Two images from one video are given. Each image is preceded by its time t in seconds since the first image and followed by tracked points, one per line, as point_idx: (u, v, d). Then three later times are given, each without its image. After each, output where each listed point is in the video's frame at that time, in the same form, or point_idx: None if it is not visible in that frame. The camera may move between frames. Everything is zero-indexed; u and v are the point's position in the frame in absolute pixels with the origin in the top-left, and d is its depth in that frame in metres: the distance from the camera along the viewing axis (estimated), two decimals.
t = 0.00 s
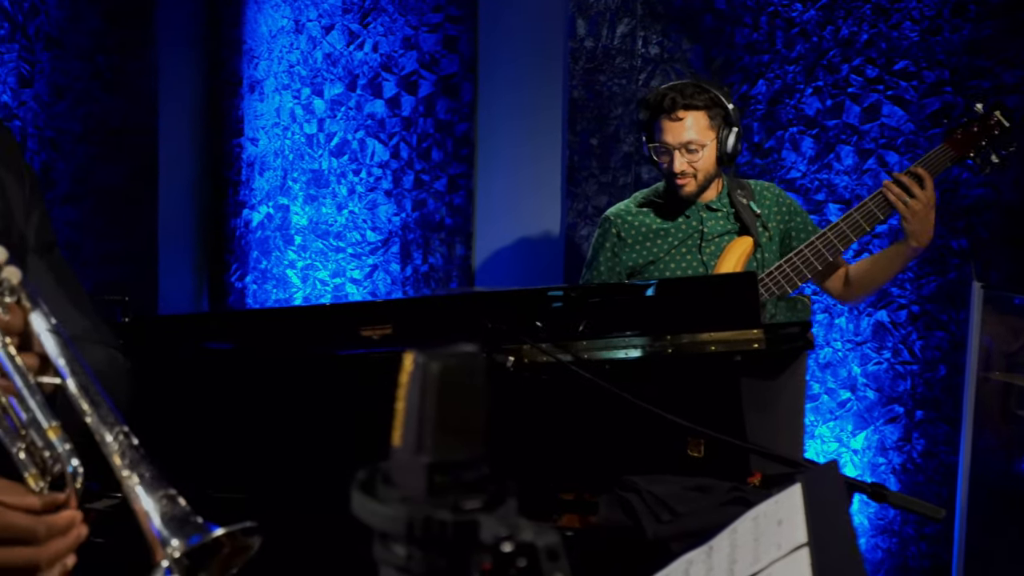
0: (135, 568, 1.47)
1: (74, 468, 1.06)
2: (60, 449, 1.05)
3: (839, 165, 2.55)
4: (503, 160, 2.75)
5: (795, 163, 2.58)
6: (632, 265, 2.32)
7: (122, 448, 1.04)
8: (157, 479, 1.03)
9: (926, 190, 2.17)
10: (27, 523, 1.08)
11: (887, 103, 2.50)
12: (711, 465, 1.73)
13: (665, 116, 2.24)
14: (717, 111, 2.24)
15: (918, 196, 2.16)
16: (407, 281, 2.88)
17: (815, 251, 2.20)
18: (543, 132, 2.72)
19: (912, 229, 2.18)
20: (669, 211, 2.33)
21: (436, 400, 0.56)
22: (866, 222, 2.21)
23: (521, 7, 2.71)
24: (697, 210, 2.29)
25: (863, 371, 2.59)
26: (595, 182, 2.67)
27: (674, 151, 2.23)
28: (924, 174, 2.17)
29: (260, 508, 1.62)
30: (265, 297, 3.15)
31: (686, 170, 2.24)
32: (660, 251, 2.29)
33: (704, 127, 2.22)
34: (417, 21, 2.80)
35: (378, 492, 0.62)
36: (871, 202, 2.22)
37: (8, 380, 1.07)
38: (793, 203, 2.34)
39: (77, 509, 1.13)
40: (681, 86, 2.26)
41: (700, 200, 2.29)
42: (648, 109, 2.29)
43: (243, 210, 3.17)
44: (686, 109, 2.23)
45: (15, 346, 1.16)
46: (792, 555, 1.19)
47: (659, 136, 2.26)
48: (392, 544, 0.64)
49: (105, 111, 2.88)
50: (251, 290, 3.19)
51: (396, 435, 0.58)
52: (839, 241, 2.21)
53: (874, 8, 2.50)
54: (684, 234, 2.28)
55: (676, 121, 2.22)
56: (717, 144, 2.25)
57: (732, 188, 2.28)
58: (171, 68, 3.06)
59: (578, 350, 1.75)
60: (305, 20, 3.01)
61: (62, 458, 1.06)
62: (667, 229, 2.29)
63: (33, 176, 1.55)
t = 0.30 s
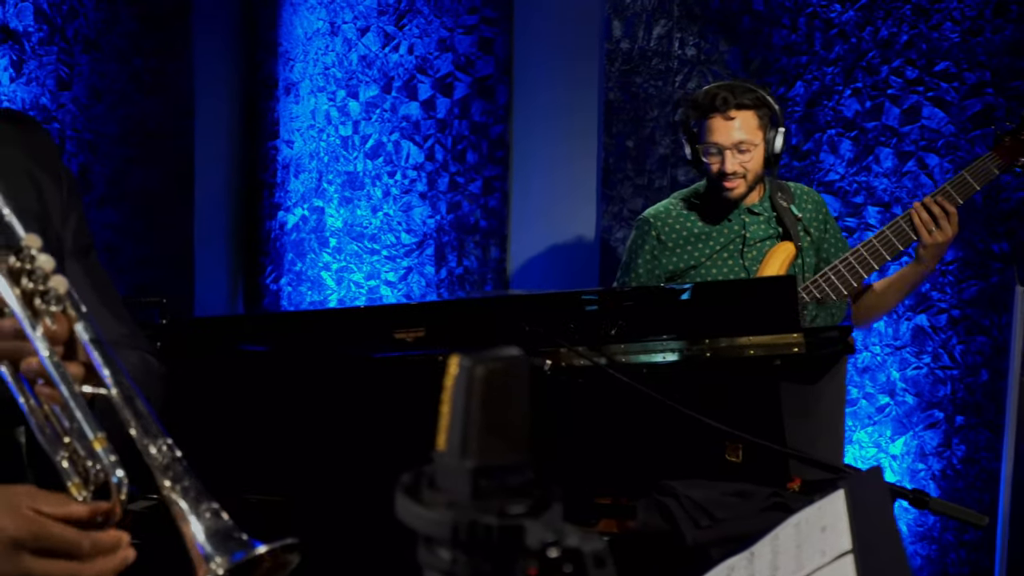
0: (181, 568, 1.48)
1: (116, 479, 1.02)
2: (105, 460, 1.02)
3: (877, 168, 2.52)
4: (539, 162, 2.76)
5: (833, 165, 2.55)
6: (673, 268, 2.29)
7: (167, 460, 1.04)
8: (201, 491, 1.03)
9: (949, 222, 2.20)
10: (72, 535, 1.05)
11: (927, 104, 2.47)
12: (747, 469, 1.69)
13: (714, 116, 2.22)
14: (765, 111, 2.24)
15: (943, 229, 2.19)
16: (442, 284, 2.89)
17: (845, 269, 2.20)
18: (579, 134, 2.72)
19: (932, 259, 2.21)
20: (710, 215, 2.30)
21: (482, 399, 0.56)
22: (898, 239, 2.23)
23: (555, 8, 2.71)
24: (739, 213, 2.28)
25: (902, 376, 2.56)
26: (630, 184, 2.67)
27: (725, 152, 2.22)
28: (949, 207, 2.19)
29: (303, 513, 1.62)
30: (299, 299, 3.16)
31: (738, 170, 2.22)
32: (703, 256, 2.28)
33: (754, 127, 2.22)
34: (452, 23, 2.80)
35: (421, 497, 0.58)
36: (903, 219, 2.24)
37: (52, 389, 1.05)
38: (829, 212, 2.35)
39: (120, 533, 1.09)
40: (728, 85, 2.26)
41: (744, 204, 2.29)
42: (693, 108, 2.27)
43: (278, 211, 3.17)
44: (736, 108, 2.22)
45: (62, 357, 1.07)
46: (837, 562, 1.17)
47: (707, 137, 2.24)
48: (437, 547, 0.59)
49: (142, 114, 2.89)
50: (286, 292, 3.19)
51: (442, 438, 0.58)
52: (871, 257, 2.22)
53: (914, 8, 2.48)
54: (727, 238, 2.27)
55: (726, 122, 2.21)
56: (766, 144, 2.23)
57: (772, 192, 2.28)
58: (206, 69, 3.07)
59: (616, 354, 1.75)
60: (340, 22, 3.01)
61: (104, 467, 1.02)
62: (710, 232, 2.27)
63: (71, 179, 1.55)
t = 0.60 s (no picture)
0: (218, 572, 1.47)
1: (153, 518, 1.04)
2: (150, 495, 1.03)
3: (916, 171, 2.49)
4: (572, 165, 2.76)
5: (870, 168, 2.53)
6: (721, 275, 2.26)
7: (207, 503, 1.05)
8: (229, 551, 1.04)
9: (1004, 243, 2.14)
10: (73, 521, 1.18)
11: (967, 107, 2.44)
12: (785, 476, 1.64)
13: (800, 107, 2.20)
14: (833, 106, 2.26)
15: (996, 250, 2.13)
16: (473, 289, 2.87)
17: (892, 285, 2.19)
18: (612, 137, 2.72)
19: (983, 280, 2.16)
20: (764, 217, 2.26)
21: (524, 404, 0.51)
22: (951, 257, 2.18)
23: (588, 10, 2.73)
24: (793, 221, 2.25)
25: (941, 382, 2.53)
26: (664, 188, 2.65)
27: (817, 142, 2.18)
28: (1006, 229, 2.13)
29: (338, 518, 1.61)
30: (330, 303, 3.14)
31: (830, 161, 2.18)
32: (753, 263, 2.25)
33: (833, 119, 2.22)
34: (484, 25, 2.80)
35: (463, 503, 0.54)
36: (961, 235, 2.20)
37: (121, 415, 1.06)
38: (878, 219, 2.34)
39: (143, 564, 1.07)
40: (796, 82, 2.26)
41: (796, 207, 2.25)
42: (771, 104, 2.22)
43: (309, 215, 3.18)
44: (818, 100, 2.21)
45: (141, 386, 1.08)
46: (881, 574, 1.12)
47: (796, 129, 2.18)
48: (477, 556, 0.56)
49: (173, 117, 2.88)
50: (317, 297, 3.18)
51: (483, 443, 0.53)
52: (922, 271, 2.19)
53: (955, 9, 2.44)
54: (778, 246, 2.24)
55: (814, 112, 2.19)
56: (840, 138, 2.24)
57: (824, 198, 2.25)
58: (236, 71, 3.08)
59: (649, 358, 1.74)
60: (372, 24, 3.02)
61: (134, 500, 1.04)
62: (761, 238, 2.25)
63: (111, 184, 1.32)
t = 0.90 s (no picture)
0: None
1: (134, 508, 0.94)
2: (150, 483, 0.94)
3: (951, 178, 2.46)
4: (602, 170, 2.77)
5: (904, 175, 2.51)
6: (770, 269, 2.26)
7: (192, 530, 0.97)
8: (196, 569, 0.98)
9: None
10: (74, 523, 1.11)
11: (1004, 112, 2.40)
12: (818, 486, 1.61)
13: (832, 101, 2.22)
14: (880, 103, 2.24)
15: None
16: (501, 296, 2.85)
17: (947, 282, 2.13)
18: (642, 144, 2.74)
19: None
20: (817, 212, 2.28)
21: (563, 414, 0.47)
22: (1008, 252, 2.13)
23: (618, 16, 2.75)
24: (843, 215, 2.26)
25: (976, 393, 2.50)
26: (695, 195, 2.64)
27: (842, 137, 2.20)
28: None
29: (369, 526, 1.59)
30: (357, 311, 3.13)
31: (855, 157, 2.19)
32: (801, 258, 2.25)
33: (870, 117, 2.21)
34: (513, 30, 2.79)
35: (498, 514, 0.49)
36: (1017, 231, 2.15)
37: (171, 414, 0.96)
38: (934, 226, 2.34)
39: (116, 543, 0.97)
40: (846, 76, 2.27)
41: (847, 206, 2.27)
42: (808, 96, 2.26)
43: (336, 222, 3.17)
44: (853, 95, 2.22)
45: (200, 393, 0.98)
46: None
47: (824, 123, 2.22)
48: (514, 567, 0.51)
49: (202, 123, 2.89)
50: (344, 303, 3.16)
51: (519, 452, 0.49)
52: (976, 267, 2.14)
53: (991, 14, 2.40)
54: (828, 241, 2.24)
55: (843, 106, 2.21)
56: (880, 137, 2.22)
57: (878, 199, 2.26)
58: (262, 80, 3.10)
59: (681, 367, 1.71)
60: (401, 30, 3.02)
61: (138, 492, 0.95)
62: (812, 232, 2.25)
63: (156, 211, 1.24)
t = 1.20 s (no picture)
0: None
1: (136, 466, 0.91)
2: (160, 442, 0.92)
3: (981, 187, 2.47)
4: (628, 178, 2.77)
5: (934, 185, 2.51)
6: (804, 273, 2.25)
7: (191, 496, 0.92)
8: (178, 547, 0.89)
9: None
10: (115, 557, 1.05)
11: None
12: (850, 500, 1.63)
13: (851, 113, 2.21)
14: (905, 113, 2.20)
15: None
16: (525, 305, 2.86)
17: (984, 282, 2.09)
18: (666, 153, 2.73)
19: None
20: (848, 217, 2.26)
21: (595, 430, 0.48)
22: None
23: (643, 24, 2.74)
24: (877, 219, 2.24)
25: (1007, 404, 2.47)
26: (721, 204, 2.63)
27: (858, 150, 2.19)
28: None
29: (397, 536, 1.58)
30: (380, 320, 3.13)
31: (869, 171, 2.19)
32: (835, 259, 2.24)
33: (890, 129, 2.18)
34: (538, 38, 2.76)
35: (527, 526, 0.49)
36: None
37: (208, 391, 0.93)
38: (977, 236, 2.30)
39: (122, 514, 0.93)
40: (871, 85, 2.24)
41: (880, 210, 2.25)
42: (832, 107, 2.25)
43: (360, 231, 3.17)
44: (872, 107, 2.20)
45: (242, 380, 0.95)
46: None
47: (842, 135, 2.22)
48: None
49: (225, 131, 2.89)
50: (368, 313, 3.17)
51: (550, 467, 0.50)
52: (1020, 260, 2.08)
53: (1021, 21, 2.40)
54: (863, 244, 2.23)
55: (860, 119, 2.19)
56: (903, 147, 2.18)
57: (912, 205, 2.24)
58: (289, 95, 3.15)
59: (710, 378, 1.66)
60: (425, 38, 3.00)
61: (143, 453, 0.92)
62: (846, 235, 2.23)
63: (222, 221, 1.15)
